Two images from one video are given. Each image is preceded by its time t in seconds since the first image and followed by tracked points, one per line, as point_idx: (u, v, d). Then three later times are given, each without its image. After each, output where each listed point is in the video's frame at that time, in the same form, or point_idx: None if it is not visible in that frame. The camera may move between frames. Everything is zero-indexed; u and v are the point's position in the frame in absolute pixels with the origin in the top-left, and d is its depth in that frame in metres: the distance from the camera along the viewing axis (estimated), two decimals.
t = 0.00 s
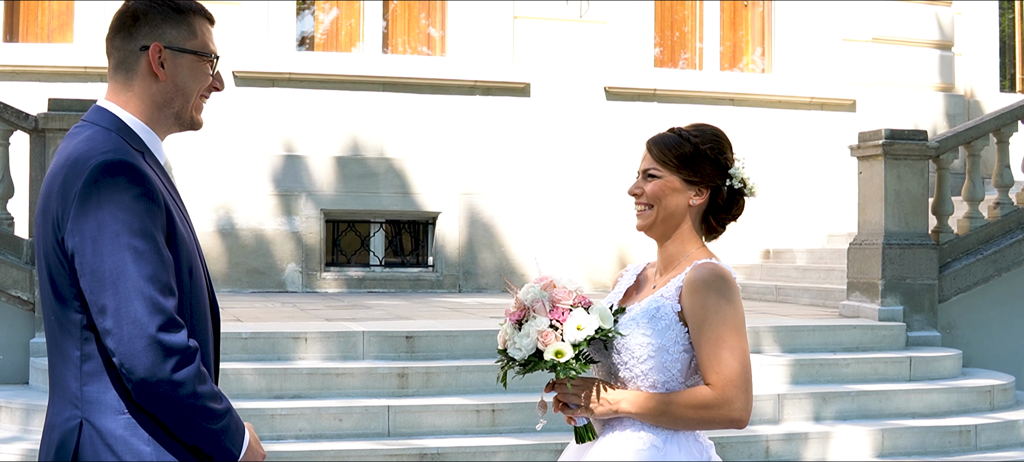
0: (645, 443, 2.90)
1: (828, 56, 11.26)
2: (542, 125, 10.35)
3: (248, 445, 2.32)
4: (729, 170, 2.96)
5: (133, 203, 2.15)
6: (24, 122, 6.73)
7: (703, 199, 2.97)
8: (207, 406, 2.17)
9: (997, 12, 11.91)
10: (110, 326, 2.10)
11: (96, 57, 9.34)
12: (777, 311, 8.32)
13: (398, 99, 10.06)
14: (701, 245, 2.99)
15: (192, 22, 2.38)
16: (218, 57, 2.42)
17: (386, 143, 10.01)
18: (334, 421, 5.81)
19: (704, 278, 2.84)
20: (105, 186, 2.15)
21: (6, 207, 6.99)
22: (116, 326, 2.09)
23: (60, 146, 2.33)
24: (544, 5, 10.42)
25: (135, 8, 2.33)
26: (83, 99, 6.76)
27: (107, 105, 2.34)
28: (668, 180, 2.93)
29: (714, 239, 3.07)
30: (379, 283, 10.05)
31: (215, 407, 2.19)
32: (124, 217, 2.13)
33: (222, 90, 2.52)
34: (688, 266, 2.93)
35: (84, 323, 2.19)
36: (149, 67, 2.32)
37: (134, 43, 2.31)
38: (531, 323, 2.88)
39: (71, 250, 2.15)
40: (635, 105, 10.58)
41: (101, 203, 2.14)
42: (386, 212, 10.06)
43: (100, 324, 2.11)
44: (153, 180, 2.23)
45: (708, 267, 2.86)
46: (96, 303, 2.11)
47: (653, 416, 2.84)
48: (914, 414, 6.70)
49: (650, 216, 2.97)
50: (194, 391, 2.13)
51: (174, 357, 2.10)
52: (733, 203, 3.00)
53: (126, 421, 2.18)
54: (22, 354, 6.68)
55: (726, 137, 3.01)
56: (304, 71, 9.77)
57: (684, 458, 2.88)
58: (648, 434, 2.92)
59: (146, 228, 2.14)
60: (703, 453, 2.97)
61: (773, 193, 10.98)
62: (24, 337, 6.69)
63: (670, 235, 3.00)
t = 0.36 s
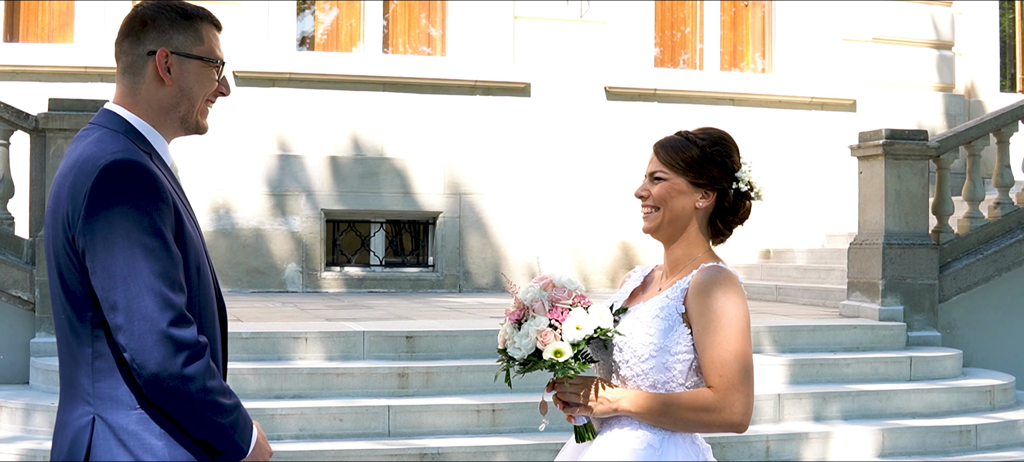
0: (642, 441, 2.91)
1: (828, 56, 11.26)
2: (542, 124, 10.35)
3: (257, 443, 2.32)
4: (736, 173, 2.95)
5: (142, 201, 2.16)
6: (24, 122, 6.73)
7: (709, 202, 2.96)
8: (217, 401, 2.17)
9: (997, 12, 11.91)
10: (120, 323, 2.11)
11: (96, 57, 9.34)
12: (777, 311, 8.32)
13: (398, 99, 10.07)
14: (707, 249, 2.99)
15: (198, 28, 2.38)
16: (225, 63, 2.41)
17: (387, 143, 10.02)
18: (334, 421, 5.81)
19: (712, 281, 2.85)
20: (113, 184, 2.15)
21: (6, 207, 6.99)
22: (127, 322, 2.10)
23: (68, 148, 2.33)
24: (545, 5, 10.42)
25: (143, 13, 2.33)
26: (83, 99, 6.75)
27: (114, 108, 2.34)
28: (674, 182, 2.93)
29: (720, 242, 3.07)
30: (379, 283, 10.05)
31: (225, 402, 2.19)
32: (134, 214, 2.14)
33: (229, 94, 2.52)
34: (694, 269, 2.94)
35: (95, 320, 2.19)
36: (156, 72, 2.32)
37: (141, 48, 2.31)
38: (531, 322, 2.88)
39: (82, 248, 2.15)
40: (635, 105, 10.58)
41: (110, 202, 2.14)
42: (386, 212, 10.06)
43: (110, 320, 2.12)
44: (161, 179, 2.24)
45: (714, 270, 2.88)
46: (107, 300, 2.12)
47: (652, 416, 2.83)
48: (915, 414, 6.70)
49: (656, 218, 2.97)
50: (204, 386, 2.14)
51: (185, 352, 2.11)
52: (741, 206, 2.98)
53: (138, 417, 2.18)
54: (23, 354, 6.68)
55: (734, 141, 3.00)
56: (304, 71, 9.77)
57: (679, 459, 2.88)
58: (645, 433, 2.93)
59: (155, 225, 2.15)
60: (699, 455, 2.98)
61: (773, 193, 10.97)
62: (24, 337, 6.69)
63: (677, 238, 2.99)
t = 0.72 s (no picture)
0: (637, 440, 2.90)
1: (828, 56, 11.26)
2: (542, 124, 10.35)
3: (268, 438, 2.33)
4: (741, 177, 2.97)
5: (149, 202, 2.19)
6: (24, 122, 6.73)
7: (714, 206, 2.96)
8: (227, 396, 2.19)
9: (997, 13, 11.92)
10: (129, 320, 2.15)
11: (96, 57, 9.34)
12: (778, 311, 8.32)
13: (399, 99, 10.07)
14: (711, 252, 2.98)
15: (205, 33, 2.40)
16: (232, 67, 2.44)
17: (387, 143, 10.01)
18: (334, 421, 5.81)
19: (714, 282, 2.84)
20: (118, 184, 2.18)
21: (6, 207, 6.99)
22: (135, 319, 2.14)
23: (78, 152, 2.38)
24: (545, 5, 10.42)
25: (151, 19, 2.37)
26: (83, 99, 6.75)
27: (123, 112, 2.38)
28: (679, 185, 2.93)
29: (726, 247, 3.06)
30: (379, 283, 10.05)
31: (234, 398, 2.21)
32: (139, 213, 2.17)
33: (236, 98, 2.54)
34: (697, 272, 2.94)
35: (105, 319, 2.23)
36: (163, 77, 2.35)
37: (149, 53, 2.35)
38: (531, 317, 2.86)
39: (90, 248, 2.19)
40: (635, 105, 10.59)
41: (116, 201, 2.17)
42: (386, 211, 10.06)
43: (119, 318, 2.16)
44: (168, 179, 2.27)
45: (717, 272, 2.86)
46: (115, 298, 2.16)
47: (649, 414, 2.84)
48: (915, 414, 6.70)
49: (660, 219, 2.98)
50: (212, 382, 2.16)
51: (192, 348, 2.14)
52: (744, 210, 2.99)
53: (148, 413, 2.22)
54: (23, 354, 6.68)
55: (741, 146, 3.01)
56: (304, 71, 9.77)
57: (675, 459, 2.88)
58: (641, 431, 2.92)
59: (161, 223, 2.18)
60: (695, 455, 2.97)
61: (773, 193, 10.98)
62: (24, 337, 6.69)
63: (681, 241, 2.99)
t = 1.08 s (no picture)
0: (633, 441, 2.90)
1: (828, 56, 11.25)
2: (542, 124, 10.35)
3: (271, 438, 2.34)
4: (738, 183, 2.94)
5: (153, 202, 2.19)
6: (25, 122, 6.73)
7: (710, 210, 2.95)
8: (229, 396, 2.19)
9: (997, 13, 11.92)
10: (133, 319, 2.16)
11: (96, 57, 9.34)
12: (778, 311, 8.32)
13: (399, 99, 10.07)
14: (708, 255, 2.97)
15: (215, 39, 2.42)
16: (240, 74, 2.45)
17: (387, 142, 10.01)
18: (335, 420, 5.81)
19: (710, 284, 2.83)
20: (122, 185, 2.19)
21: (6, 207, 6.99)
22: (139, 318, 2.14)
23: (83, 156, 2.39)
24: (545, 5, 10.43)
25: (163, 23, 2.39)
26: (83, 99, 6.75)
27: (131, 114, 2.40)
28: (674, 190, 2.93)
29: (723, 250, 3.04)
30: (379, 282, 10.06)
31: (237, 397, 2.21)
32: (143, 213, 2.18)
33: (244, 104, 2.55)
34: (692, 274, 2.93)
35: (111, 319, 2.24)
36: (171, 81, 2.37)
37: (158, 56, 2.37)
38: (530, 313, 2.88)
39: (95, 247, 2.20)
40: (635, 105, 10.59)
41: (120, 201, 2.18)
42: (387, 211, 10.06)
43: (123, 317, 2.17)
44: (172, 179, 2.27)
45: (712, 273, 2.85)
46: (120, 297, 2.17)
47: (647, 416, 2.85)
48: (915, 414, 6.70)
49: (656, 223, 2.97)
50: (215, 381, 2.16)
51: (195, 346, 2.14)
52: (741, 215, 2.96)
53: (154, 411, 2.22)
54: (24, 354, 6.68)
55: (740, 149, 2.98)
56: (304, 71, 9.78)
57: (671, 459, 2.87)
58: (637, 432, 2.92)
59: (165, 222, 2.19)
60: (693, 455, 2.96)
61: (774, 193, 10.97)
62: (24, 337, 6.68)
63: (677, 244, 2.99)
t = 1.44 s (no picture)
0: (626, 442, 2.91)
1: (828, 56, 11.25)
2: (542, 124, 10.35)
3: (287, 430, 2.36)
4: (720, 179, 2.87)
5: (166, 198, 2.20)
6: (25, 122, 6.72)
7: (694, 210, 2.88)
8: (247, 388, 2.20)
9: (998, 13, 11.92)
10: (149, 316, 2.15)
11: (96, 57, 9.35)
12: (779, 311, 8.32)
13: (399, 99, 10.07)
14: (693, 251, 2.92)
15: (214, 38, 2.42)
16: (240, 72, 2.45)
17: (387, 142, 10.02)
18: (335, 420, 5.81)
19: (697, 280, 2.81)
20: (134, 183, 2.20)
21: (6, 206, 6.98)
22: (153, 314, 2.14)
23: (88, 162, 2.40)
24: (545, 5, 10.43)
25: (162, 24, 2.40)
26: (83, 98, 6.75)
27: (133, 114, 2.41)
28: (657, 192, 2.86)
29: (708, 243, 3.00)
30: (380, 282, 10.05)
31: (254, 389, 2.22)
32: (156, 209, 2.18)
33: (245, 102, 2.56)
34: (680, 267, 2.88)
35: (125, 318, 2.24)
36: (171, 81, 2.38)
37: (158, 57, 2.38)
38: (531, 315, 2.82)
39: (108, 245, 2.20)
40: (635, 105, 10.58)
41: (134, 199, 2.19)
42: (387, 211, 10.05)
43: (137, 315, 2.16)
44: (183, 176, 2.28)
45: (699, 270, 2.82)
46: (134, 295, 2.16)
47: (646, 416, 2.82)
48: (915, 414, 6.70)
49: (641, 225, 2.91)
50: (233, 374, 2.17)
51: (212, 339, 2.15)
52: (726, 212, 2.90)
53: (171, 407, 2.22)
54: (24, 354, 6.68)
55: (720, 143, 2.91)
56: (304, 71, 9.77)
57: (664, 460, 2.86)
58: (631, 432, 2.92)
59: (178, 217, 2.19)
60: (690, 454, 2.94)
61: (774, 193, 10.98)
62: (24, 337, 6.68)
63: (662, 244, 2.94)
